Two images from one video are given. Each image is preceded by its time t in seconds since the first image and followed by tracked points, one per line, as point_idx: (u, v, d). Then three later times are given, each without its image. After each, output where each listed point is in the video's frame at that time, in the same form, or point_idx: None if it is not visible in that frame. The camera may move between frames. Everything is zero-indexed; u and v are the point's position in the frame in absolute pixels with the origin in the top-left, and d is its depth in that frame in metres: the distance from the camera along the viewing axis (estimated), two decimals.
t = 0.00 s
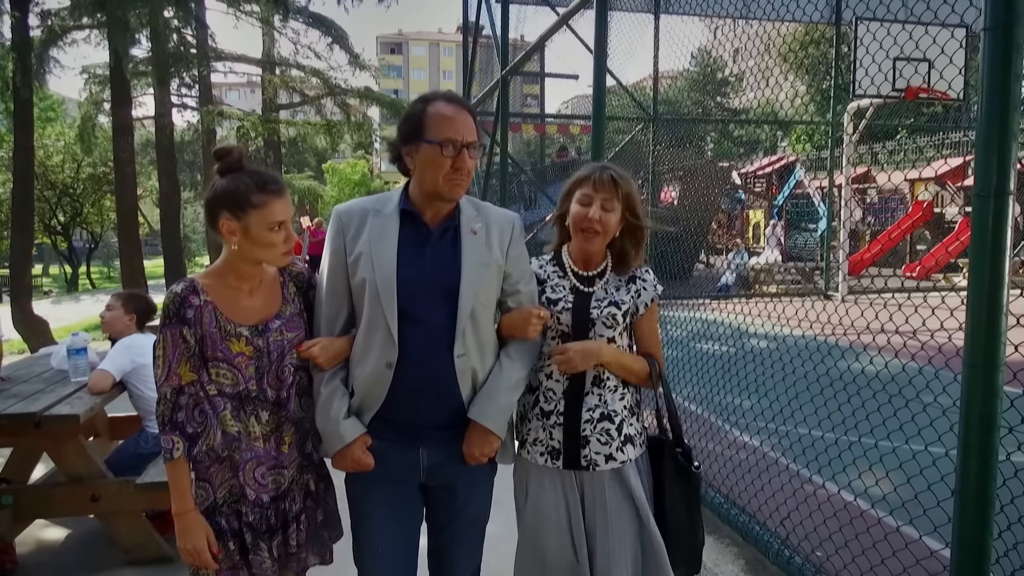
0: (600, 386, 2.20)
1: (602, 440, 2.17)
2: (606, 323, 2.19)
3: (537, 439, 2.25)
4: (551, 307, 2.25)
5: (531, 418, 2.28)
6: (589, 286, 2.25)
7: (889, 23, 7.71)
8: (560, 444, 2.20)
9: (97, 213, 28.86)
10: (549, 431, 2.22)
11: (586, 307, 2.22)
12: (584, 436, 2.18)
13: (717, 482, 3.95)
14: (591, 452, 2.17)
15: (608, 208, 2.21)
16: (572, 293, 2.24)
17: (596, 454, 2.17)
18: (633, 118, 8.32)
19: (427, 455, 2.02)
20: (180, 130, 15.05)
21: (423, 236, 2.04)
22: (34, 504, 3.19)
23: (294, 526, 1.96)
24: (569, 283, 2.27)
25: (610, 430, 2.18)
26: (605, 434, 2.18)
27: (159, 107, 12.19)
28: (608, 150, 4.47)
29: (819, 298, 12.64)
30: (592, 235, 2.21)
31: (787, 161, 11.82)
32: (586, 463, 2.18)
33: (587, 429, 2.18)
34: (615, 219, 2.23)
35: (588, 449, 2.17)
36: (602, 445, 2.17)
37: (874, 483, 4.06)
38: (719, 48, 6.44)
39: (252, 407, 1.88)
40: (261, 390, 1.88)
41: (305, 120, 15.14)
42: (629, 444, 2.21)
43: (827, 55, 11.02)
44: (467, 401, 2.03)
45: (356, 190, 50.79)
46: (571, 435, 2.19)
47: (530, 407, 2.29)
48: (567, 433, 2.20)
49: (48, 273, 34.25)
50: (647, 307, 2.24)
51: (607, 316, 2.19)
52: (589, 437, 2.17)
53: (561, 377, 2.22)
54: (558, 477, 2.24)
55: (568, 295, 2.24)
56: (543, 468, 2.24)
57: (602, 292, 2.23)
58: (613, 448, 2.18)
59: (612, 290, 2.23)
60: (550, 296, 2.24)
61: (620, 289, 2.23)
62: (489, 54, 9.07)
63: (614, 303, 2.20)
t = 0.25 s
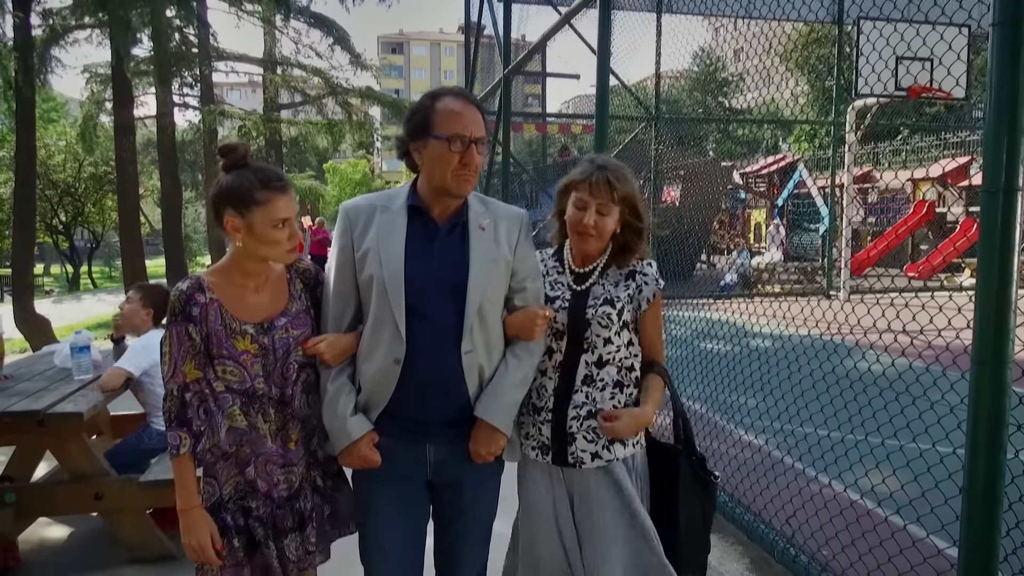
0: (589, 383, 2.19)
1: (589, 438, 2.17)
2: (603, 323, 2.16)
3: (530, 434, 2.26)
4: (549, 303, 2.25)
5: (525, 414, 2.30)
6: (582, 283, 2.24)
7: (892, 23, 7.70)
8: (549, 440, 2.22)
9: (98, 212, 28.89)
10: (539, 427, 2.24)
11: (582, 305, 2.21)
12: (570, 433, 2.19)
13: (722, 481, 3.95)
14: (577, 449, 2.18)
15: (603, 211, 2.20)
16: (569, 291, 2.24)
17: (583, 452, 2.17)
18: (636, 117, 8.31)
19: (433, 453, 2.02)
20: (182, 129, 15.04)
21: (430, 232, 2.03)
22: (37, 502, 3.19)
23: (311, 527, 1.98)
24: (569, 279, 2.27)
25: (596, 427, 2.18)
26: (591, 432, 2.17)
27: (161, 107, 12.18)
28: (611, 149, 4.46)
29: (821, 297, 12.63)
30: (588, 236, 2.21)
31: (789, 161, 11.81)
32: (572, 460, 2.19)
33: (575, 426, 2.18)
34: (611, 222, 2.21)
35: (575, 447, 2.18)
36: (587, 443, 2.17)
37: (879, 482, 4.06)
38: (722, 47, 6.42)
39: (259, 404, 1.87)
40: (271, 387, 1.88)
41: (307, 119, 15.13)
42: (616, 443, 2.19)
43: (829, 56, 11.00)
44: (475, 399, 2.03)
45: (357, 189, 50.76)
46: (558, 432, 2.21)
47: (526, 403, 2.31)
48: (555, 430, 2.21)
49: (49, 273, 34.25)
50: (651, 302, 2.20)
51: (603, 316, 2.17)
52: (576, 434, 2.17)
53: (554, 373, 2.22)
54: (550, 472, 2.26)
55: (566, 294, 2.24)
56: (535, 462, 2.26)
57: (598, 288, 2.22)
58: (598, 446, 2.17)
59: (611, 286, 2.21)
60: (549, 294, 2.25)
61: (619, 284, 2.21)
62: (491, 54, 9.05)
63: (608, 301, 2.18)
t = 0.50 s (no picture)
0: (590, 388, 2.18)
1: (587, 443, 2.15)
2: (605, 328, 2.17)
3: (531, 434, 2.24)
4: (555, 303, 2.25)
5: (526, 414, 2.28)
6: (590, 289, 2.24)
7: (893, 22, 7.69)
8: (548, 441, 2.20)
9: (99, 213, 28.84)
10: (538, 427, 2.22)
11: (586, 310, 2.20)
12: (568, 437, 2.16)
13: (725, 479, 3.95)
14: (574, 454, 2.16)
15: (607, 215, 2.19)
16: (575, 295, 2.24)
17: (579, 456, 2.15)
18: (637, 117, 8.30)
19: (438, 449, 2.01)
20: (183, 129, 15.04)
21: (437, 227, 2.02)
22: (40, 499, 3.19)
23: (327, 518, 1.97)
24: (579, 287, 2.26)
25: (594, 432, 2.16)
26: (589, 437, 2.16)
27: (162, 107, 12.19)
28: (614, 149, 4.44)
29: (823, 297, 12.62)
30: (595, 242, 2.20)
31: (790, 160, 11.80)
32: (570, 464, 2.16)
33: (573, 430, 2.16)
34: (617, 224, 2.20)
35: (573, 451, 2.16)
36: (585, 448, 2.15)
37: (882, 480, 4.06)
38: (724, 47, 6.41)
39: (266, 399, 1.87)
40: (280, 381, 1.88)
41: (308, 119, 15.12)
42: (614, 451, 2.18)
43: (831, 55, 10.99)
44: (479, 394, 2.02)
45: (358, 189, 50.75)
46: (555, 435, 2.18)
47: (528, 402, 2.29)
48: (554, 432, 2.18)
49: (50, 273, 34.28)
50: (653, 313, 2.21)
51: (606, 322, 2.17)
52: (574, 438, 2.15)
53: (554, 375, 2.21)
54: (549, 473, 2.24)
55: (572, 296, 2.24)
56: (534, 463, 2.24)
57: (605, 294, 2.22)
58: (596, 452, 2.16)
59: (617, 293, 2.21)
60: (555, 296, 2.25)
61: (626, 292, 2.21)
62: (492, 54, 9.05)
63: (613, 308, 2.17)
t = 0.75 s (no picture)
0: (602, 376, 2.20)
1: (603, 434, 2.16)
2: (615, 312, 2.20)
3: (540, 430, 2.24)
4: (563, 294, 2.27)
5: (535, 409, 2.28)
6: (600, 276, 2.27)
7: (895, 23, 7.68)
8: (561, 436, 2.20)
9: (100, 213, 28.83)
10: (550, 421, 2.22)
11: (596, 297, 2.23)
12: (583, 429, 2.17)
13: (727, 477, 3.96)
14: (589, 446, 2.16)
15: (607, 189, 2.24)
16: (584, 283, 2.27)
17: (595, 447, 2.16)
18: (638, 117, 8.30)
19: (440, 446, 2.01)
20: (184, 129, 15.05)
21: (438, 225, 2.02)
22: (42, 497, 3.19)
23: (328, 514, 1.96)
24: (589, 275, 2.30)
25: (610, 423, 2.17)
26: (605, 427, 2.17)
27: (162, 108, 12.19)
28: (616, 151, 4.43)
29: (824, 297, 12.61)
30: (593, 217, 2.23)
31: (791, 160, 11.80)
32: (585, 456, 2.17)
33: (588, 421, 2.17)
34: (618, 200, 2.24)
35: (589, 442, 2.16)
36: (601, 439, 2.16)
37: (884, 478, 4.06)
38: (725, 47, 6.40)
39: (267, 396, 1.87)
40: (280, 378, 1.88)
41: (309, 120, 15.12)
42: (631, 441, 2.20)
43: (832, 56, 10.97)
44: (481, 391, 2.02)
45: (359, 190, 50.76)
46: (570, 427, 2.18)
47: (535, 398, 2.29)
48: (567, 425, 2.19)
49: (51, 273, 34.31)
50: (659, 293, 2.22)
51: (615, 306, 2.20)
52: (590, 430, 2.16)
53: (566, 368, 2.21)
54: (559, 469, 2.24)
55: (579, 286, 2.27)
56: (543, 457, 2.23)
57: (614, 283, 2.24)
58: (611, 442, 2.16)
59: (626, 280, 2.24)
60: (564, 286, 2.28)
61: (633, 278, 2.24)
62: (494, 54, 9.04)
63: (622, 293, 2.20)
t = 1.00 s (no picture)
0: (603, 374, 2.22)
1: (603, 431, 2.17)
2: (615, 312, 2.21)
3: (541, 426, 2.25)
4: (567, 294, 2.30)
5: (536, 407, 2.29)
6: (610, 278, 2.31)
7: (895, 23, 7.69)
8: (561, 433, 2.20)
9: (101, 214, 28.89)
10: (551, 419, 2.22)
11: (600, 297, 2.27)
12: (584, 426, 2.18)
13: (726, 475, 3.97)
14: (590, 443, 2.16)
15: (622, 196, 2.30)
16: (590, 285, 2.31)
17: (595, 444, 2.16)
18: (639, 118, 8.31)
19: (440, 444, 2.02)
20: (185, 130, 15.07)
21: (440, 223, 2.04)
22: (44, 495, 3.21)
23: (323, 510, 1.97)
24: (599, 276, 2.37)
25: (610, 421, 2.18)
26: (605, 425, 2.17)
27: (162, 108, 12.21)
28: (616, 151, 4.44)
29: (825, 297, 12.61)
30: (605, 223, 2.30)
31: (791, 162, 11.81)
32: (585, 453, 2.17)
33: (589, 417, 2.18)
34: (632, 207, 2.29)
35: (588, 439, 2.17)
36: (601, 436, 2.17)
37: (882, 477, 4.07)
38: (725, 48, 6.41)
39: (268, 393, 1.88)
40: (281, 375, 1.90)
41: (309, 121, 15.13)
42: (631, 439, 2.19)
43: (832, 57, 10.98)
44: (482, 389, 2.03)
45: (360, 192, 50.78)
46: (571, 424, 2.19)
47: (536, 396, 2.30)
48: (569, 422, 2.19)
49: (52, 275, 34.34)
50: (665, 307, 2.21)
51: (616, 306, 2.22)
52: (590, 427, 2.17)
53: (569, 365, 2.24)
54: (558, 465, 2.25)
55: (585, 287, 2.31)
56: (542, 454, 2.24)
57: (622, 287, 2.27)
58: (611, 440, 2.17)
59: (632, 284, 2.27)
60: (568, 286, 2.31)
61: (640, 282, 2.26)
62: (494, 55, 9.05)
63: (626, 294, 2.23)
